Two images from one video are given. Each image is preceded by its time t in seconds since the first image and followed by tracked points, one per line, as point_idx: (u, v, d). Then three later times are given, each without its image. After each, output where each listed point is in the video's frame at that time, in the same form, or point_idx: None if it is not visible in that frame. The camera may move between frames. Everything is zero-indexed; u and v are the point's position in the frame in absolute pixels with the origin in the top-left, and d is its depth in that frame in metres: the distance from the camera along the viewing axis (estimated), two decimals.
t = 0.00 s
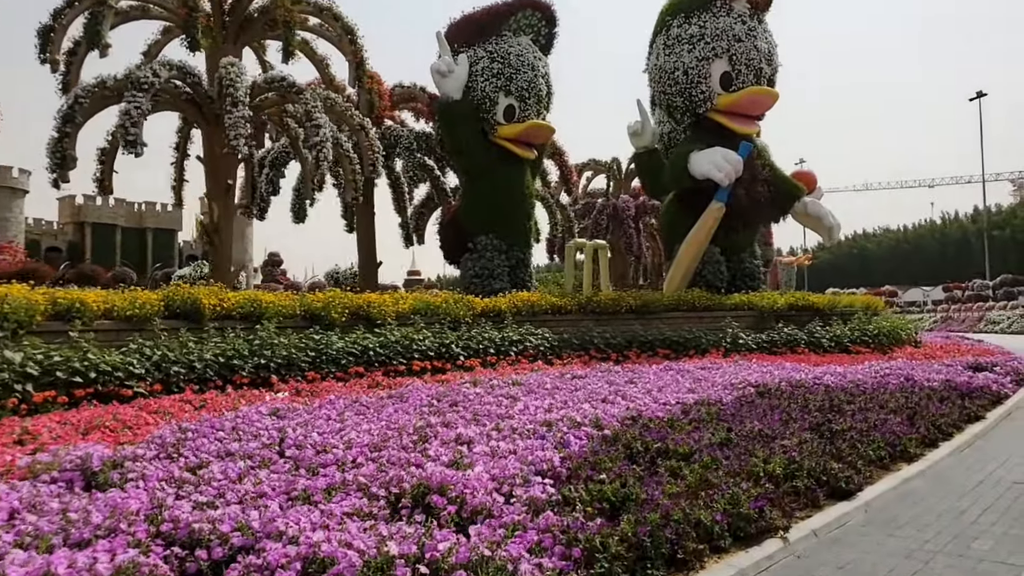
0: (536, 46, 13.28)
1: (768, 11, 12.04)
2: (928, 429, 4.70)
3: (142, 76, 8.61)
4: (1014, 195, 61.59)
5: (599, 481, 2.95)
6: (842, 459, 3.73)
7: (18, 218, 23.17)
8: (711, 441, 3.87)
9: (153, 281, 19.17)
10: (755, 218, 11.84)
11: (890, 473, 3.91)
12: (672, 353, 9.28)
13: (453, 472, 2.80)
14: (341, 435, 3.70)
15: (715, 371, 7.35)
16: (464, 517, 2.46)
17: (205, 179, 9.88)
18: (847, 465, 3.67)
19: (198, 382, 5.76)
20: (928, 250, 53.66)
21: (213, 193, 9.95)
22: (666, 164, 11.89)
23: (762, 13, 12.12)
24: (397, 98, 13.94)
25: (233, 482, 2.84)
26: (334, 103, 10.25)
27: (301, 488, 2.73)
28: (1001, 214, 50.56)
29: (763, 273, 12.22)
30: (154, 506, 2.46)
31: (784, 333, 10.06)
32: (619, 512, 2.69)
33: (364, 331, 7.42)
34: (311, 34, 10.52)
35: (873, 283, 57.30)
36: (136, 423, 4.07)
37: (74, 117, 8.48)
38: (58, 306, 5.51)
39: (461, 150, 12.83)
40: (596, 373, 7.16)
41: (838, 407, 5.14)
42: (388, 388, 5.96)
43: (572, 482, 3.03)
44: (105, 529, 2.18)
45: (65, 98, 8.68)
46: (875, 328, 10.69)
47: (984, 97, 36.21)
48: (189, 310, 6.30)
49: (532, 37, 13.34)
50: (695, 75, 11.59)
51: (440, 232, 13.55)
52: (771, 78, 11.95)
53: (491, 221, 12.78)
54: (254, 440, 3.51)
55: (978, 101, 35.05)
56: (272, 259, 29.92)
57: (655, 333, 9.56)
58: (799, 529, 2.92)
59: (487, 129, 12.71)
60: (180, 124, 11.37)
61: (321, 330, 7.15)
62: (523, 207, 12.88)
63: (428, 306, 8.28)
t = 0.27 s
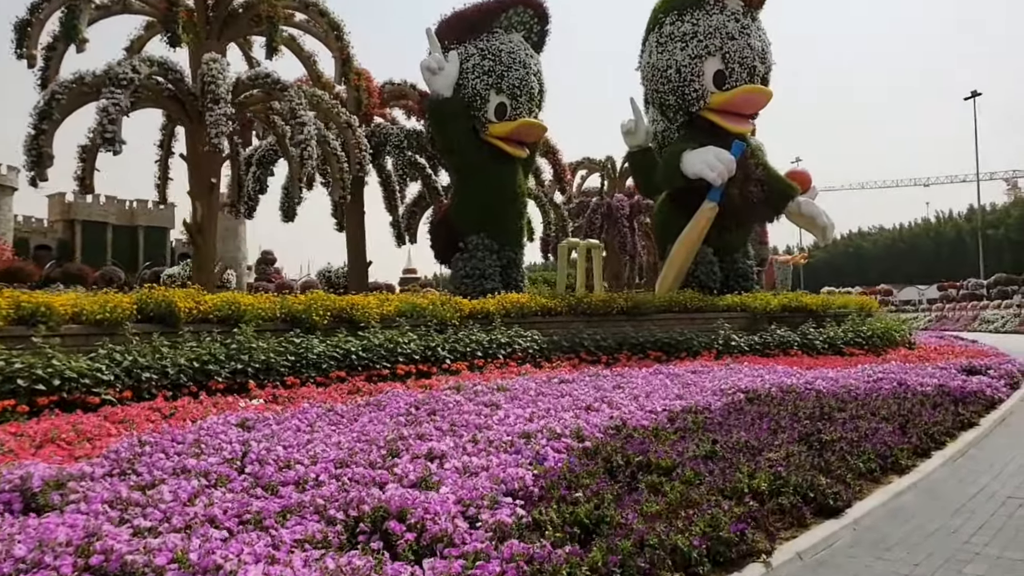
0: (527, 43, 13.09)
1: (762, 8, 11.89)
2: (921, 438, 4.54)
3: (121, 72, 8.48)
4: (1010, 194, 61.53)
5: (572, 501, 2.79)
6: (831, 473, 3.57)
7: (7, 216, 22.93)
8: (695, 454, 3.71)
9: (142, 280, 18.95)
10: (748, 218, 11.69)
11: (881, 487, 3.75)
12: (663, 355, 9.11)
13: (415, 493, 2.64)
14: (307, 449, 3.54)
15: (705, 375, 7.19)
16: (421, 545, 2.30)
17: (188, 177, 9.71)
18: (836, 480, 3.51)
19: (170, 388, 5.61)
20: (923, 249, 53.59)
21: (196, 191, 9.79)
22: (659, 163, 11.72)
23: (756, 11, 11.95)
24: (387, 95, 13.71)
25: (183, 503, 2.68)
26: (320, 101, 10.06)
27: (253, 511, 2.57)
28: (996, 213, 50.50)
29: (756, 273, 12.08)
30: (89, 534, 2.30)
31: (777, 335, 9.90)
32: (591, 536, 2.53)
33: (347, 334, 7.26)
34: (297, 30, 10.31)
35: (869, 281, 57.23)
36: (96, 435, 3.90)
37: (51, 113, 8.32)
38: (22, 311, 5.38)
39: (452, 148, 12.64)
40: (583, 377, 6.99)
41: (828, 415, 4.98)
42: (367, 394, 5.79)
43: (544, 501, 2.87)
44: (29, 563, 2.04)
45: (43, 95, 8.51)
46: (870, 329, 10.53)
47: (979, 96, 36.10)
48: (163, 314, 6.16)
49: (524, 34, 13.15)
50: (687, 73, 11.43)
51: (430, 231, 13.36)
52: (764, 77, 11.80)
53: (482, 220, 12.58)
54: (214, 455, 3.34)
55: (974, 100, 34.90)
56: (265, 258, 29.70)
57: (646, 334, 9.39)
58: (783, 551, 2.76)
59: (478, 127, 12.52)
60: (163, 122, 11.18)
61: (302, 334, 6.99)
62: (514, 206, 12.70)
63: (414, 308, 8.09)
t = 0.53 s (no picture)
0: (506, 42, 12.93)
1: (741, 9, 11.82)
2: (897, 447, 4.44)
3: (84, 66, 8.32)
4: (988, 196, 62.22)
5: (529, 521, 2.65)
6: (804, 486, 3.45)
7: None
8: (664, 466, 3.58)
9: (115, 279, 18.59)
10: (727, 219, 11.61)
11: (855, 499, 3.64)
12: (641, 358, 8.99)
13: (362, 515, 2.48)
14: (259, 463, 3.38)
15: (682, 379, 7.08)
16: (362, 573, 2.15)
17: (156, 174, 9.50)
18: (808, 493, 3.39)
19: (127, 395, 5.43)
20: (902, 250, 54.03)
21: (163, 189, 9.57)
22: (638, 164, 11.61)
23: (736, 11, 11.88)
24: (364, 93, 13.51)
25: (113, 525, 2.51)
26: (292, 98, 9.85)
27: (186, 534, 2.40)
28: (974, 215, 51.02)
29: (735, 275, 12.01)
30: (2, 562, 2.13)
31: (755, 338, 9.81)
32: (546, 561, 2.39)
33: (315, 337, 7.10)
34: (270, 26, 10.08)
35: (849, 282, 57.63)
36: (37, 446, 3.71)
37: (11, 108, 8.08)
38: None
39: (429, 147, 12.46)
40: (558, 381, 6.85)
41: (804, 423, 4.87)
42: (332, 401, 5.61)
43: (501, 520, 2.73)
44: None
45: (3, 89, 8.27)
46: (848, 332, 10.47)
47: (958, 99, 36.44)
48: (122, 317, 5.95)
49: (503, 32, 12.98)
50: (667, 73, 11.33)
51: (407, 231, 13.16)
52: (744, 78, 11.74)
53: (460, 220, 12.41)
54: (157, 470, 3.17)
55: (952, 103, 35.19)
56: (243, 257, 29.33)
57: (623, 337, 9.28)
58: (751, 573, 2.63)
59: (455, 126, 12.34)
60: (132, 118, 10.93)
61: (268, 338, 6.81)
62: (492, 207, 12.54)
63: (386, 310, 7.92)
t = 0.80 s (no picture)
0: (495, 39, 12.79)
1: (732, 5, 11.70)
2: (886, 451, 4.32)
3: (62, 62, 8.15)
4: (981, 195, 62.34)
5: (498, 534, 2.52)
6: (789, 493, 3.33)
7: None
8: (644, 472, 3.46)
9: (103, 279, 18.39)
10: (718, 218, 11.51)
11: (842, 506, 3.52)
12: (630, 359, 8.87)
13: (320, 531, 2.36)
14: (223, 469, 3.25)
15: (670, 380, 6.96)
16: None
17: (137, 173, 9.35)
18: (793, 501, 3.26)
19: (99, 397, 5.29)
20: (896, 249, 54.07)
21: (145, 188, 9.41)
22: (627, 162, 11.50)
23: (727, 8, 11.76)
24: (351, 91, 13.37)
25: (56, 539, 2.38)
26: (277, 94, 9.70)
27: (131, 547, 2.27)
28: (968, 215, 51.08)
29: (726, 274, 11.91)
30: None
31: (745, 338, 9.70)
32: None
33: (296, 338, 6.98)
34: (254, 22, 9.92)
35: (843, 281, 57.66)
36: None
37: None
38: None
39: (417, 145, 12.32)
40: (544, 383, 6.73)
41: (791, 426, 4.75)
42: (310, 404, 5.48)
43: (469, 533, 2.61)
44: None
45: None
46: (839, 332, 10.37)
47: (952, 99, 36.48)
48: (96, 318, 5.82)
49: (492, 29, 12.84)
50: (657, 71, 11.23)
51: (395, 230, 13.01)
52: (735, 75, 11.63)
53: (448, 219, 12.28)
54: (114, 478, 3.04)
55: (946, 102, 35.17)
56: (236, 257, 29.15)
57: (612, 337, 9.16)
58: None
59: (444, 124, 12.20)
60: (115, 115, 10.77)
61: (247, 338, 6.69)
62: (482, 205, 12.41)
63: (369, 310, 7.80)
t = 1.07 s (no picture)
0: (485, 38, 12.63)
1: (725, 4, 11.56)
2: (875, 462, 4.18)
3: (38, 60, 8.00)
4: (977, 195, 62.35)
5: (458, 561, 2.36)
6: (771, 510, 3.18)
7: None
8: (620, 488, 3.31)
9: (91, 280, 18.20)
10: (710, 219, 11.37)
11: (829, 523, 3.37)
12: (619, 362, 8.73)
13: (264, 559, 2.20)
14: (177, 484, 3.09)
15: (658, 386, 6.82)
16: None
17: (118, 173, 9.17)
18: (776, 518, 3.11)
19: (65, 405, 5.13)
20: (892, 249, 54.03)
21: (126, 188, 9.23)
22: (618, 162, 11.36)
23: (719, 6, 11.62)
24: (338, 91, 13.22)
25: None
26: (260, 93, 9.54)
27: None
28: (963, 215, 51.05)
29: (718, 276, 11.76)
30: None
31: (737, 341, 9.56)
32: None
33: (274, 343, 6.83)
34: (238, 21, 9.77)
35: (839, 282, 57.60)
36: None
37: None
38: None
39: (405, 145, 12.15)
40: (530, 389, 6.58)
41: (778, 436, 4.61)
42: (285, 412, 5.32)
43: (427, 560, 2.46)
44: None
45: None
46: (833, 334, 10.22)
47: (948, 99, 36.39)
48: (64, 321, 5.75)
49: (482, 28, 12.68)
50: (648, 70, 11.10)
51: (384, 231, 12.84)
52: (727, 74, 11.50)
53: (438, 220, 12.11)
54: (59, 496, 2.88)
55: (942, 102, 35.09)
56: (229, 257, 28.96)
57: (602, 340, 9.01)
58: None
59: (433, 124, 12.04)
60: (98, 115, 10.61)
61: (224, 343, 6.53)
62: (471, 206, 12.25)
63: (352, 314, 7.65)
